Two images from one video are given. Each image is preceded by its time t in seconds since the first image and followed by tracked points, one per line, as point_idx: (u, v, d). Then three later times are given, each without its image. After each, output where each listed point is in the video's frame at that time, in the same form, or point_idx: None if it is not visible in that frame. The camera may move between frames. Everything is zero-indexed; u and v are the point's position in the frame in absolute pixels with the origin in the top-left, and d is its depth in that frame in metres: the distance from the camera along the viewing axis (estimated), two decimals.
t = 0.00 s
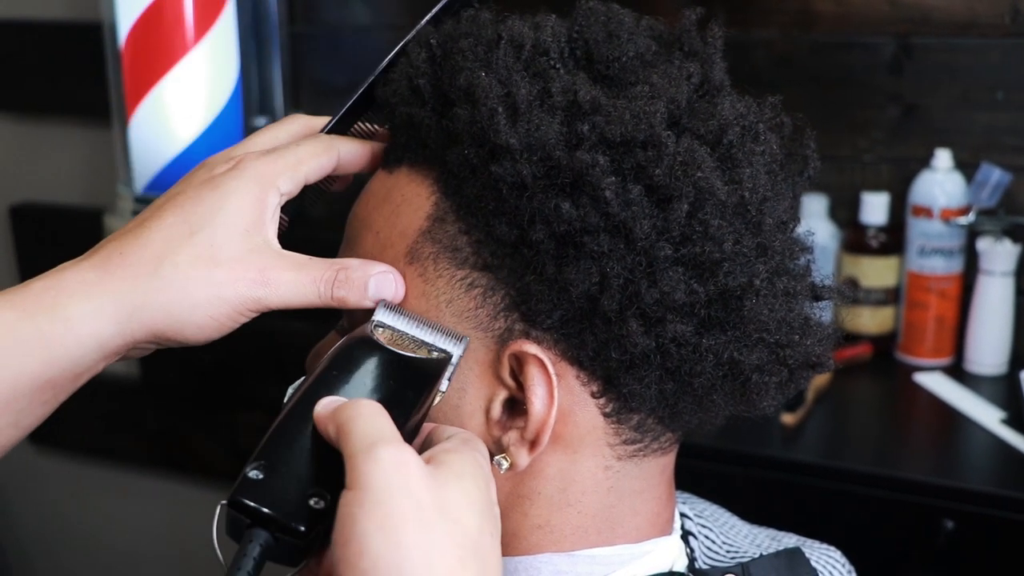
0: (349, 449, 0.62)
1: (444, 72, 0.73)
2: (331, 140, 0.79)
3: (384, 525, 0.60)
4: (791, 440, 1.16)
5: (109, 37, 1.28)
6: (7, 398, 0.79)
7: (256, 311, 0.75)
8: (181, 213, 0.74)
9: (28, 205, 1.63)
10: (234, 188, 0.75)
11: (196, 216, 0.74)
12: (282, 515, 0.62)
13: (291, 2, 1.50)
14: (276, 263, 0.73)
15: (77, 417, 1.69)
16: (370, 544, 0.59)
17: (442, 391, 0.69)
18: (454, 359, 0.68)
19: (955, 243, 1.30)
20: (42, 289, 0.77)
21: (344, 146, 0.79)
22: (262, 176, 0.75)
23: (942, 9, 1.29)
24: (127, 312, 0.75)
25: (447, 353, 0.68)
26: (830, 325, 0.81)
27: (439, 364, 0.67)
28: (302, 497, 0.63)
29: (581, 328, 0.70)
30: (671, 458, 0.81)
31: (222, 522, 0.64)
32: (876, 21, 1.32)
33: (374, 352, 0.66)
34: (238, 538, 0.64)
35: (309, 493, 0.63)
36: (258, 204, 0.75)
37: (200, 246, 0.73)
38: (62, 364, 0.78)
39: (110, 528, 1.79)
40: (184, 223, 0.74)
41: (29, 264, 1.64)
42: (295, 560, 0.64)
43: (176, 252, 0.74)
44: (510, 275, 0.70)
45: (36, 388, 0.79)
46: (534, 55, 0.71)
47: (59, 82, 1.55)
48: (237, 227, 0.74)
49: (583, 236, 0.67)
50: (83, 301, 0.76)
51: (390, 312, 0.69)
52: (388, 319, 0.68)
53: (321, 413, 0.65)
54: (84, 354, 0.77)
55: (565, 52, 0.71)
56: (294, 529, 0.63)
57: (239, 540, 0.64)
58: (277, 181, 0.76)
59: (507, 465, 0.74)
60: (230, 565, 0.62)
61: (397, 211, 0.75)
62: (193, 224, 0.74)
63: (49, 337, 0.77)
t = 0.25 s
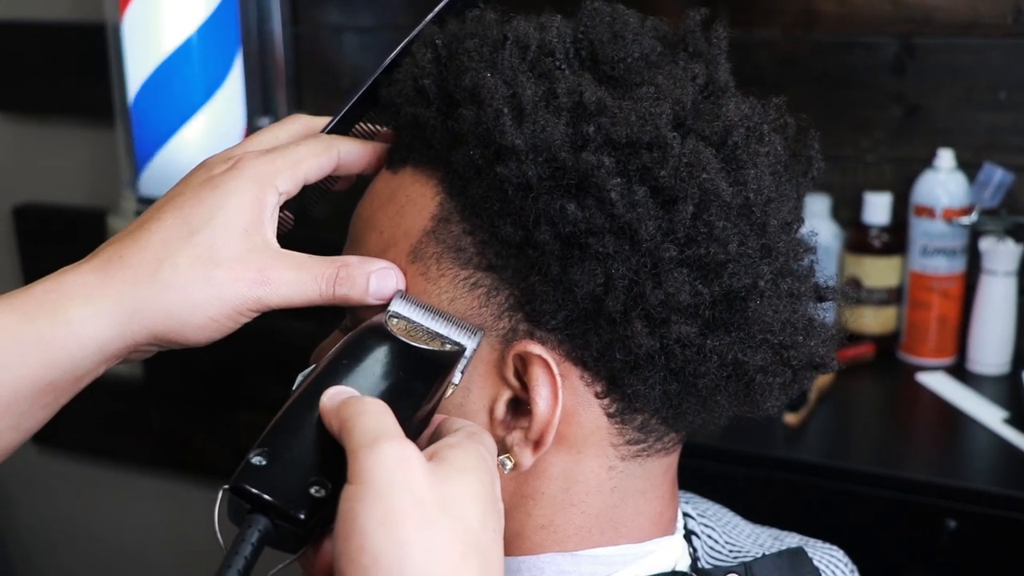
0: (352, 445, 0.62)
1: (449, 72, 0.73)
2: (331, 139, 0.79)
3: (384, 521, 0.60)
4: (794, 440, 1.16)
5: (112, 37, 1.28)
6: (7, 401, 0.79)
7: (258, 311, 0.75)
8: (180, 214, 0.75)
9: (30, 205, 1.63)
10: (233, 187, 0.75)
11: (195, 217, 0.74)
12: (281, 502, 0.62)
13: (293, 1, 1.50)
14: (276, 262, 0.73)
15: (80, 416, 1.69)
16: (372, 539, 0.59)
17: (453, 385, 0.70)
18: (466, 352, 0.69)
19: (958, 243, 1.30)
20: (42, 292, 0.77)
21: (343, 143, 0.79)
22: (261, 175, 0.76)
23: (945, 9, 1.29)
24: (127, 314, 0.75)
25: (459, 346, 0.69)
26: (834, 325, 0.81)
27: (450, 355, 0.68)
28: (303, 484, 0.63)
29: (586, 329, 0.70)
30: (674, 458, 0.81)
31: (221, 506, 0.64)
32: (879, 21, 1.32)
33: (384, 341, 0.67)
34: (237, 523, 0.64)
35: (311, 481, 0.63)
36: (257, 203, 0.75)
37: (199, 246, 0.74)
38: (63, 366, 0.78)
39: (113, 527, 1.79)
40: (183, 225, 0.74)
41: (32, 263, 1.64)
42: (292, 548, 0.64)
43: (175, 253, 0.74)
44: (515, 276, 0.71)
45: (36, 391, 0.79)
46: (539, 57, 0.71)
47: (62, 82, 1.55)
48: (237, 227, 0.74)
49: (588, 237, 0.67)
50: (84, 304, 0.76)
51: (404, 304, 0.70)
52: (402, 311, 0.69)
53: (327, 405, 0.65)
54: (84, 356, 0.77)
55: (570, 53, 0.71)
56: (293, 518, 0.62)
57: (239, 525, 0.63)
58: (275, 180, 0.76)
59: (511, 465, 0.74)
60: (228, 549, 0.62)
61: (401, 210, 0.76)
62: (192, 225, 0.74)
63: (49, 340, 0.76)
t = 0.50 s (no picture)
0: (353, 445, 0.62)
1: (451, 72, 0.73)
2: (327, 139, 0.79)
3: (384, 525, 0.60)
4: (794, 440, 1.16)
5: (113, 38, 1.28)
6: (8, 404, 0.79)
7: (257, 311, 0.75)
8: (178, 216, 0.75)
9: (32, 206, 1.64)
10: (229, 188, 0.75)
11: (192, 218, 0.74)
12: (280, 504, 0.63)
13: (295, 3, 1.50)
14: (274, 262, 0.73)
15: (81, 417, 1.70)
16: (373, 541, 0.60)
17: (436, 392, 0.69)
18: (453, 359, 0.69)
19: (959, 243, 1.31)
20: (42, 295, 0.77)
21: (337, 141, 0.79)
22: (258, 175, 0.76)
23: (946, 10, 1.29)
24: (127, 316, 0.76)
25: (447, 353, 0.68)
26: (835, 325, 0.81)
27: (438, 363, 0.67)
28: (302, 487, 0.64)
29: (587, 328, 0.70)
30: (675, 457, 0.82)
31: (217, 506, 0.65)
32: (880, 21, 1.32)
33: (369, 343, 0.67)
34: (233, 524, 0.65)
35: (309, 484, 0.64)
36: (254, 203, 0.75)
37: (197, 248, 0.74)
38: (64, 369, 0.78)
39: (114, 528, 1.80)
40: (180, 226, 0.74)
41: (34, 264, 1.64)
42: (286, 551, 0.65)
43: (173, 254, 0.74)
44: (516, 276, 0.71)
45: (37, 395, 0.79)
46: (540, 57, 0.71)
47: (64, 83, 1.56)
48: (234, 227, 0.74)
49: (589, 236, 0.67)
50: (83, 307, 0.76)
51: (392, 308, 0.70)
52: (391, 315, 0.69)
53: (327, 406, 0.65)
54: (85, 359, 0.77)
55: (571, 53, 0.71)
56: (291, 518, 0.63)
57: (236, 525, 0.64)
58: (272, 179, 0.76)
59: (513, 465, 0.74)
60: (227, 548, 0.62)
61: (403, 211, 0.76)
62: (189, 226, 0.74)
63: (50, 343, 0.77)
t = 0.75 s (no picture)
0: (364, 434, 0.62)
1: (455, 73, 0.73)
2: (330, 141, 0.79)
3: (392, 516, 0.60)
4: (796, 441, 1.16)
5: (116, 38, 1.28)
6: (12, 409, 0.79)
7: (262, 311, 0.75)
8: (182, 218, 0.75)
9: (34, 206, 1.64)
10: (232, 190, 0.75)
11: (196, 221, 0.74)
12: (289, 490, 0.63)
13: (297, 3, 1.50)
14: (278, 262, 0.74)
15: (83, 417, 1.70)
16: (378, 532, 0.60)
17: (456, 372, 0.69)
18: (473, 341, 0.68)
19: (960, 244, 1.31)
20: (47, 300, 0.77)
21: (340, 142, 0.79)
22: (261, 177, 0.76)
23: (947, 11, 1.29)
24: (132, 319, 0.76)
25: (467, 336, 0.68)
26: (838, 326, 0.81)
27: (457, 345, 0.67)
28: (312, 473, 0.64)
29: (590, 329, 0.70)
30: (678, 458, 0.82)
31: (227, 487, 0.65)
32: (881, 22, 1.32)
33: (388, 326, 0.66)
34: (243, 505, 0.65)
35: (320, 470, 0.64)
36: (257, 205, 0.75)
37: (201, 250, 0.74)
38: (69, 373, 0.78)
39: (116, 528, 1.80)
40: (184, 229, 0.74)
41: (36, 264, 1.64)
42: (294, 534, 0.65)
43: (177, 256, 0.74)
44: (520, 275, 0.71)
45: (42, 399, 0.79)
46: (544, 57, 0.71)
47: (66, 83, 1.56)
48: (239, 229, 0.74)
49: (593, 237, 0.67)
50: (88, 310, 0.76)
51: (414, 285, 0.69)
52: (413, 293, 0.68)
53: (342, 390, 0.65)
54: (90, 363, 0.77)
55: (575, 53, 0.71)
56: (298, 505, 0.63)
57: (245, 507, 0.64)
58: (274, 180, 0.76)
59: (516, 465, 0.74)
60: (234, 531, 0.62)
61: (407, 211, 0.76)
62: (193, 228, 0.74)
63: (54, 347, 0.77)
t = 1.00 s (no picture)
0: (369, 439, 0.62)
1: (459, 74, 0.73)
2: (333, 142, 0.79)
3: (393, 523, 0.60)
4: (797, 442, 1.16)
5: (117, 38, 1.28)
6: (17, 409, 0.79)
7: (266, 312, 0.75)
8: (186, 219, 0.75)
9: (35, 206, 1.64)
10: (236, 190, 0.75)
11: (199, 221, 0.74)
12: (291, 490, 0.64)
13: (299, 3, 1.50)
14: (283, 263, 0.74)
15: (83, 418, 1.70)
16: (382, 538, 0.60)
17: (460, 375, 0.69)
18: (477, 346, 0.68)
19: (961, 245, 1.31)
20: (51, 300, 0.77)
21: (343, 142, 0.79)
22: (265, 178, 0.76)
23: (949, 12, 1.29)
24: (137, 320, 0.76)
25: (471, 340, 0.67)
26: (841, 328, 0.81)
27: (461, 349, 0.67)
28: (314, 474, 0.64)
29: (594, 329, 0.70)
30: (681, 458, 0.82)
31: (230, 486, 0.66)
32: (883, 24, 1.32)
33: (386, 333, 0.66)
34: (245, 504, 0.65)
35: (321, 472, 0.64)
36: (261, 205, 0.75)
37: (205, 251, 0.74)
38: (73, 374, 0.78)
39: (116, 528, 1.79)
40: (188, 230, 0.74)
41: (37, 264, 1.64)
42: (295, 534, 0.66)
43: (181, 257, 0.74)
44: (524, 276, 0.71)
45: (47, 400, 0.79)
46: (549, 58, 0.71)
47: (67, 83, 1.56)
48: (242, 229, 0.74)
49: (598, 238, 0.68)
50: (92, 311, 0.76)
51: (420, 287, 0.69)
52: (418, 295, 0.68)
53: (347, 392, 0.65)
54: (95, 364, 0.77)
55: (579, 55, 0.71)
56: (299, 504, 0.64)
57: (247, 506, 0.65)
58: (279, 180, 0.76)
59: (519, 465, 0.74)
60: (235, 530, 0.63)
61: (411, 211, 0.76)
62: (196, 229, 0.74)
63: (58, 348, 0.77)
